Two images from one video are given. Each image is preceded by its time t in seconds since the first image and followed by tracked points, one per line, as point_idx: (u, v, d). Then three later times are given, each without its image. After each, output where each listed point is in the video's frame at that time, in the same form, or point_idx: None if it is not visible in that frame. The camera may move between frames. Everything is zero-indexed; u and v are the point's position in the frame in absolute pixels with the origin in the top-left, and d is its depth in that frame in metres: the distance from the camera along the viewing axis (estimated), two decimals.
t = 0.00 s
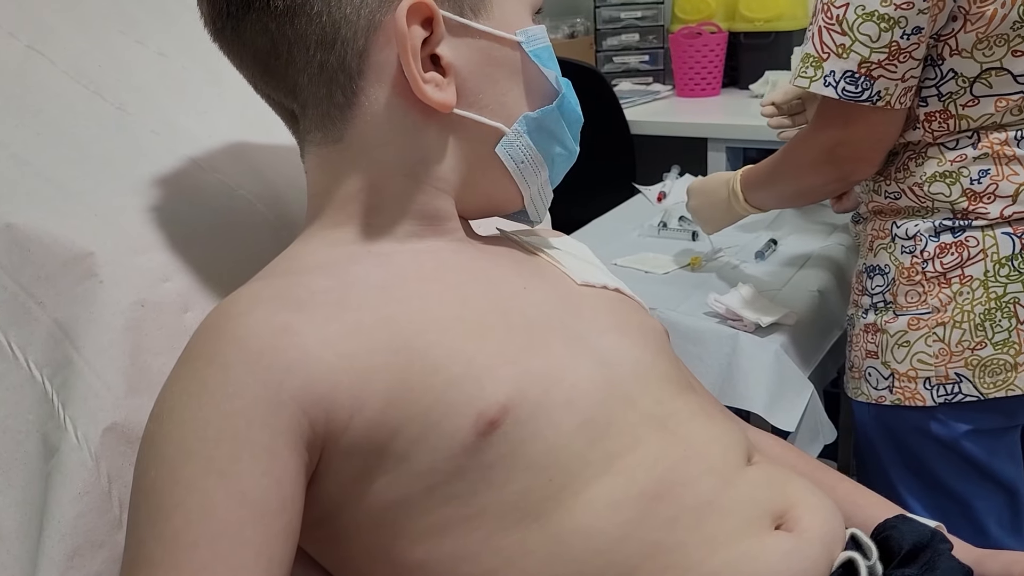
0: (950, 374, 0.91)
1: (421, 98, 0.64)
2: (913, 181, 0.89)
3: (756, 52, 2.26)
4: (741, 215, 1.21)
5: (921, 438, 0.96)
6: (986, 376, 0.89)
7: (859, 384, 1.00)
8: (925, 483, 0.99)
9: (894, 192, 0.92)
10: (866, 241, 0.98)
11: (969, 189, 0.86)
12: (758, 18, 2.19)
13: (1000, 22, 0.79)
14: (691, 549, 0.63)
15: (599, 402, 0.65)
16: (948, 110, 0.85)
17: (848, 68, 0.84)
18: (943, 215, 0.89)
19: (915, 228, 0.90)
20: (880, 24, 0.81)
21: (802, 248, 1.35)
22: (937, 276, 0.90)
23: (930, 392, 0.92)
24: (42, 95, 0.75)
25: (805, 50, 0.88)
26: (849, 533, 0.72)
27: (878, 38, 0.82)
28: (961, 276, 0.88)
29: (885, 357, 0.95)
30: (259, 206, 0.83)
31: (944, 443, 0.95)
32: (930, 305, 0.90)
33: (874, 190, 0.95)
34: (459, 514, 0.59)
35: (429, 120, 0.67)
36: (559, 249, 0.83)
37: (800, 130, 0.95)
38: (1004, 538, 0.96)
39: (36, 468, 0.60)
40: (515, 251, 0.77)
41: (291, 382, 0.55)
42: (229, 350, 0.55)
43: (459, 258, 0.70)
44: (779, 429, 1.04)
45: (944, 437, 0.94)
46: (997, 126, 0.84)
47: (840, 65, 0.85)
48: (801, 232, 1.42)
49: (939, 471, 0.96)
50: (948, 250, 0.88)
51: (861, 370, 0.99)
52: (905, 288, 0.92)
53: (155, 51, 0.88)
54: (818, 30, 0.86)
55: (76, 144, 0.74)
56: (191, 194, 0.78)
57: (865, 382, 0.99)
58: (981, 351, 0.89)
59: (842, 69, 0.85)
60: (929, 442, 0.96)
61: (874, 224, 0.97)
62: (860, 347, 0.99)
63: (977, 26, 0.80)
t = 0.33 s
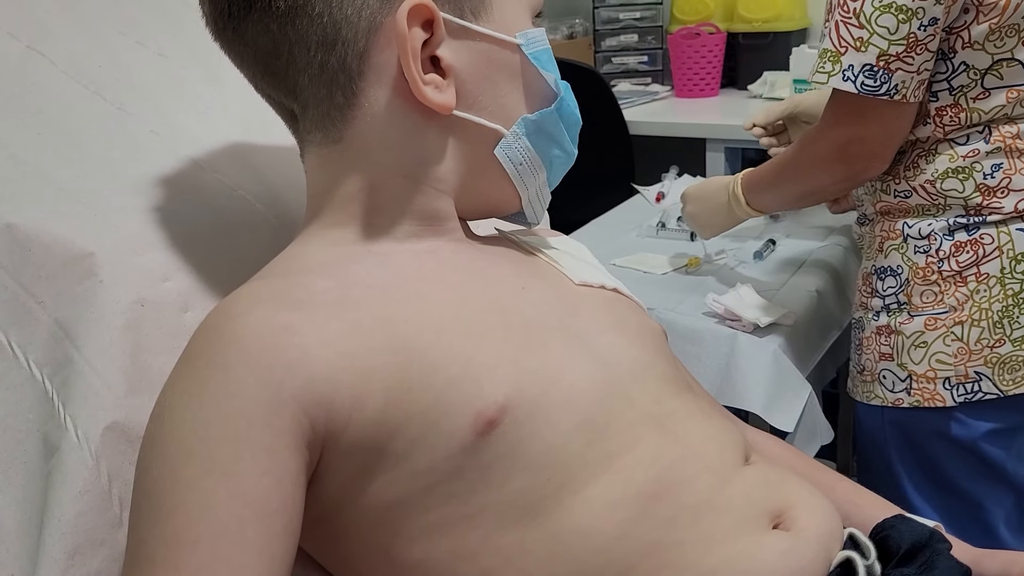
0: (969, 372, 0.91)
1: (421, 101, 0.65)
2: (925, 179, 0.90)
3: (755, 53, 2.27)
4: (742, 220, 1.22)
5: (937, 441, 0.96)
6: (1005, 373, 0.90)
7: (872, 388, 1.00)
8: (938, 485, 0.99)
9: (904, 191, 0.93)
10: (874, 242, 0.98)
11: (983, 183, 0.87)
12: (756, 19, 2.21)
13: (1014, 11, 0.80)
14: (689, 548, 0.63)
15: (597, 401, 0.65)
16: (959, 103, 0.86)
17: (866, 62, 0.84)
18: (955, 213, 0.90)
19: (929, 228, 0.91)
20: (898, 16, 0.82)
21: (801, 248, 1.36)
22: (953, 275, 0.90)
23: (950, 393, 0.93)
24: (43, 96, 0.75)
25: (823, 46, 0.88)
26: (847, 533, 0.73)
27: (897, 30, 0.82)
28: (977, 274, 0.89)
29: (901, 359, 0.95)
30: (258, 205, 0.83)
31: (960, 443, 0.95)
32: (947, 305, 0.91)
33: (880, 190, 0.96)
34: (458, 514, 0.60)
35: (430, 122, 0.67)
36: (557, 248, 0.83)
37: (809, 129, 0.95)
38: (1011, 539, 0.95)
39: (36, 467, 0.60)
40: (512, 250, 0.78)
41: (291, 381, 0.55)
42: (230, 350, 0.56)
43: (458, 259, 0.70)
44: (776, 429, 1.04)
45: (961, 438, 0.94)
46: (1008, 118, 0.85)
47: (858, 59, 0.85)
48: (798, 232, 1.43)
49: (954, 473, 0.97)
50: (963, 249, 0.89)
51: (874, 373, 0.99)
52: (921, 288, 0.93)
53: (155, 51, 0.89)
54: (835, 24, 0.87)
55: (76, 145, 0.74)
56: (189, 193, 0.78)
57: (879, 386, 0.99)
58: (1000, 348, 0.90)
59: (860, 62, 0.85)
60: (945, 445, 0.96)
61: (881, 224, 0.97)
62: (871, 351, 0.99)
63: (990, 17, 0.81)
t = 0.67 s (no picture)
0: (977, 369, 0.91)
1: (447, 103, 0.65)
2: (925, 176, 0.90)
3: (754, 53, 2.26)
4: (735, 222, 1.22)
5: (945, 441, 0.96)
6: (1013, 369, 0.90)
7: (878, 390, 0.99)
8: (943, 485, 0.99)
9: (904, 189, 0.93)
10: (874, 243, 0.98)
11: (983, 178, 0.87)
12: (754, 19, 2.21)
13: (1007, 4, 0.82)
14: (688, 547, 0.63)
15: (597, 400, 0.65)
16: (956, 96, 0.87)
17: (869, 55, 0.85)
18: (957, 210, 0.90)
19: (932, 227, 0.91)
20: (899, 8, 0.82)
21: (801, 246, 1.36)
22: (958, 272, 0.91)
23: (960, 390, 0.92)
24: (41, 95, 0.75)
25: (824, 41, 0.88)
26: (846, 533, 0.73)
27: (898, 22, 0.83)
28: (982, 271, 0.90)
29: (908, 359, 0.95)
30: (257, 204, 0.83)
31: (967, 443, 0.95)
32: (953, 303, 0.91)
33: (879, 190, 0.96)
34: (458, 513, 0.60)
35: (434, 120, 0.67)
36: (559, 249, 0.83)
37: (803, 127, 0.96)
38: (1016, 540, 0.96)
39: (35, 467, 0.60)
40: (516, 250, 0.78)
41: (293, 378, 0.55)
42: (232, 348, 0.55)
43: (458, 257, 0.70)
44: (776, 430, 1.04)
45: (970, 437, 0.94)
46: (1004, 112, 0.86)
47: (861, 52, 0.85)
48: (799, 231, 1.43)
49: (960, 472, 0.97)
50: (967, 246, 0.89)
51: (879, 374, 0.98)
52: (926, 287, 0.93)
53: (154, 51, 0.89)
54: (836, 19, 0.86)
55: (76, 144, 0.74)
56: (188, 191, 0.78)
57: (886, 388, 0.98)
58: (1007, 344, 0.90)
59: (863, 55, 0.85)
60: (953, 445, 0.96)
61: (881, 225, 0.97)
62: (875, 353, 0.98)
63: (985, 9, 0.83)
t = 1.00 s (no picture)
0: (987, 365, 0.91)
1: (467, 107, 0.65)
2: (926, 171, 0.91)
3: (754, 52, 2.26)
4: (730, 215, 1.23)
5: (956, 439, 0.96)
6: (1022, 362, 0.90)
7: (885, 391, 0.99)
8: (949, 486, 0.99)
9: (904, 185, 0.93)
10: (875, 242, 0.98)
11: (985, 169, 0.88)
12: (753, 18, 2.19)
13: None
14: (688, 544, 0.63)
15: (599, 396, 0.65)
16: (953, 84, 0.88)
17: (872, 38, 0.85)
18: (960, 204, 0.90)
19: (936, 224, 0.91)
20: None
21: (802, 245, 1.36)
22: (965, 269, 0.91)
23: (971, 387, 0.92)
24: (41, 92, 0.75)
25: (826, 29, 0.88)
26: (846, 530, 0.73)
27: (900, 5, 0.84)
28: (987, 266, 0.90)
29: (917, 358, 0.95)
30: (260, 203, 0.83)
31: (975, 442, 0.95)
32: (960, 300, 0.91)
33: (877, 188, 0.96)
34: (459, 507, 0.60)
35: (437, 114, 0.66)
36: (564, 249, 0.83)
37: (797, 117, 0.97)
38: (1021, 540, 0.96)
39: (35, 463, 0.60)
40: (519, 249, 0.78)
41: (296, 369, 0.55)
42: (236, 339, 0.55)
43: (459, 253, 0.70)
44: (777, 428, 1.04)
45: (979, 436, 0.94)
46: (1000, 102, 0.87)
47: (864, 37, 0.85)
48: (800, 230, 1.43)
49: (967, 472, 0.97)
50: (972, 242, 0.90)
51: (887, 375, 0.98)
52: (932, 285, 0.93)
53: (154, 49, 0.88)
54: (837, 6, 0.87)
55: (76, 140, 0.73)
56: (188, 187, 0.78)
57: (894, 389, 0.97)
58: (1015, 338, 0.90)
59: (867, 39, 0.85)
60: (963, 443, 0.95)
61: (881, 226, 0.97)
62: (881, 354, 0.98)
63: None
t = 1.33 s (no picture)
0: (980, 362, 0.92)
1: (450, 113, 0.65)
2: (916, 169, 0.91)
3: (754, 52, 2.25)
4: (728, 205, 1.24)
5: (950, 437, 0.96)
6: (1014, 358, 0.91)
7: (879, 390, 0.98)
8: (943, 484, 0.99)
9: (894, 184, 0.94)
10: (867, 242, 0.98)
11: (973, 167, 0.89)
12: (752, 18, 2.19)
13: None
14: (688, 547, 0.63)
15: (597, 399, 0.65)
16: (939, 82, 0.89)
17: (857, 40, 0.86)
18: (949, 202, 0.91)
19: (927, 223, 0.91)
20: None
21: (800, 246, 1.37)
22: (956, 267, 0.91)
23: (964, 384, 0.93)
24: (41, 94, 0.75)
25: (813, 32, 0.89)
26: (845, 532, 0.73)
27: (883, 7, 0.85)
28: (978, 264, 0.90)
29: (910, 356, 0.94)
30: (258, 204, 0.83)
31: (971, 439, 0.95)
32: (952, 298, 0.91)
33: (867, 187, 0.97)
34: (457, 509, 0.60)
35: (434, 117, 0.66)
36: (562, 250, 0.83)
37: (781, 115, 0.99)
38: (1011, 536, 0.97)
39: (33, 465, 0.60)
40: (517, 250, 0.78)
41: (290, 375, 0.55)
42: (230, 346, 0.55)
43: (456, 256, 0.70)
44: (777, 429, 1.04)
45: (976, 433, 0.94)
46: (986, 101, 0.89)
47: (848, 39, 0.87)
48: (796, 230, 1.43)
49: (962, 469, 0.97)
50: (963, 241, 0.90)
51: (880, 374, 0.98)
52: (924, 283, 0.93)
53: (153, 50, 0.88)
54: (822, 9, 0.88)
55: (76, 144, 0.73)
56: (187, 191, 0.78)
57: (887, 387, 0.97)
58: (1007, 335, 0.91)
59: (851, 41, 0.86)
60: (958, 440, 0.95)
61: (873, 225, 0.97)
62: (874, 353, 0.98)
63: None
